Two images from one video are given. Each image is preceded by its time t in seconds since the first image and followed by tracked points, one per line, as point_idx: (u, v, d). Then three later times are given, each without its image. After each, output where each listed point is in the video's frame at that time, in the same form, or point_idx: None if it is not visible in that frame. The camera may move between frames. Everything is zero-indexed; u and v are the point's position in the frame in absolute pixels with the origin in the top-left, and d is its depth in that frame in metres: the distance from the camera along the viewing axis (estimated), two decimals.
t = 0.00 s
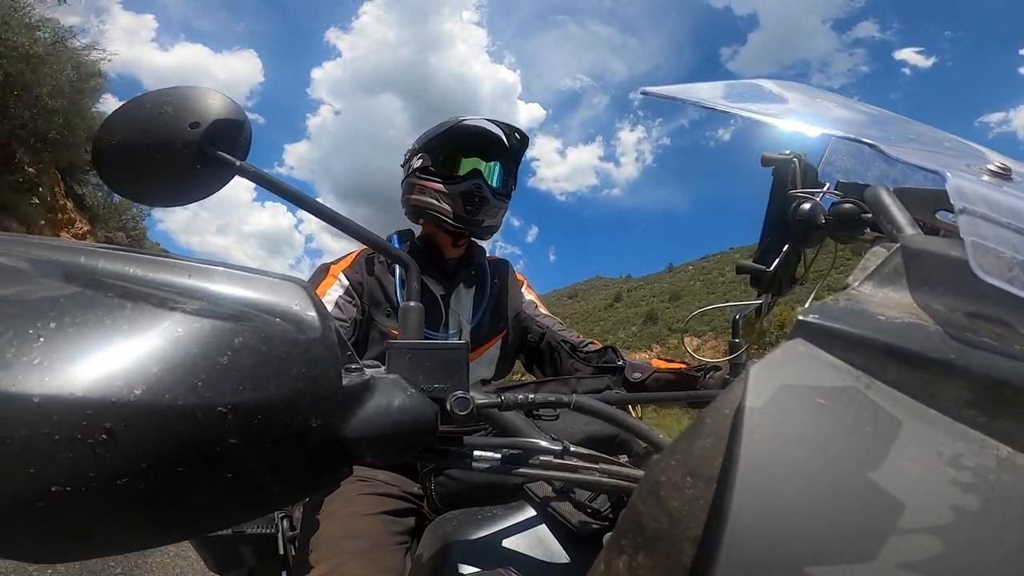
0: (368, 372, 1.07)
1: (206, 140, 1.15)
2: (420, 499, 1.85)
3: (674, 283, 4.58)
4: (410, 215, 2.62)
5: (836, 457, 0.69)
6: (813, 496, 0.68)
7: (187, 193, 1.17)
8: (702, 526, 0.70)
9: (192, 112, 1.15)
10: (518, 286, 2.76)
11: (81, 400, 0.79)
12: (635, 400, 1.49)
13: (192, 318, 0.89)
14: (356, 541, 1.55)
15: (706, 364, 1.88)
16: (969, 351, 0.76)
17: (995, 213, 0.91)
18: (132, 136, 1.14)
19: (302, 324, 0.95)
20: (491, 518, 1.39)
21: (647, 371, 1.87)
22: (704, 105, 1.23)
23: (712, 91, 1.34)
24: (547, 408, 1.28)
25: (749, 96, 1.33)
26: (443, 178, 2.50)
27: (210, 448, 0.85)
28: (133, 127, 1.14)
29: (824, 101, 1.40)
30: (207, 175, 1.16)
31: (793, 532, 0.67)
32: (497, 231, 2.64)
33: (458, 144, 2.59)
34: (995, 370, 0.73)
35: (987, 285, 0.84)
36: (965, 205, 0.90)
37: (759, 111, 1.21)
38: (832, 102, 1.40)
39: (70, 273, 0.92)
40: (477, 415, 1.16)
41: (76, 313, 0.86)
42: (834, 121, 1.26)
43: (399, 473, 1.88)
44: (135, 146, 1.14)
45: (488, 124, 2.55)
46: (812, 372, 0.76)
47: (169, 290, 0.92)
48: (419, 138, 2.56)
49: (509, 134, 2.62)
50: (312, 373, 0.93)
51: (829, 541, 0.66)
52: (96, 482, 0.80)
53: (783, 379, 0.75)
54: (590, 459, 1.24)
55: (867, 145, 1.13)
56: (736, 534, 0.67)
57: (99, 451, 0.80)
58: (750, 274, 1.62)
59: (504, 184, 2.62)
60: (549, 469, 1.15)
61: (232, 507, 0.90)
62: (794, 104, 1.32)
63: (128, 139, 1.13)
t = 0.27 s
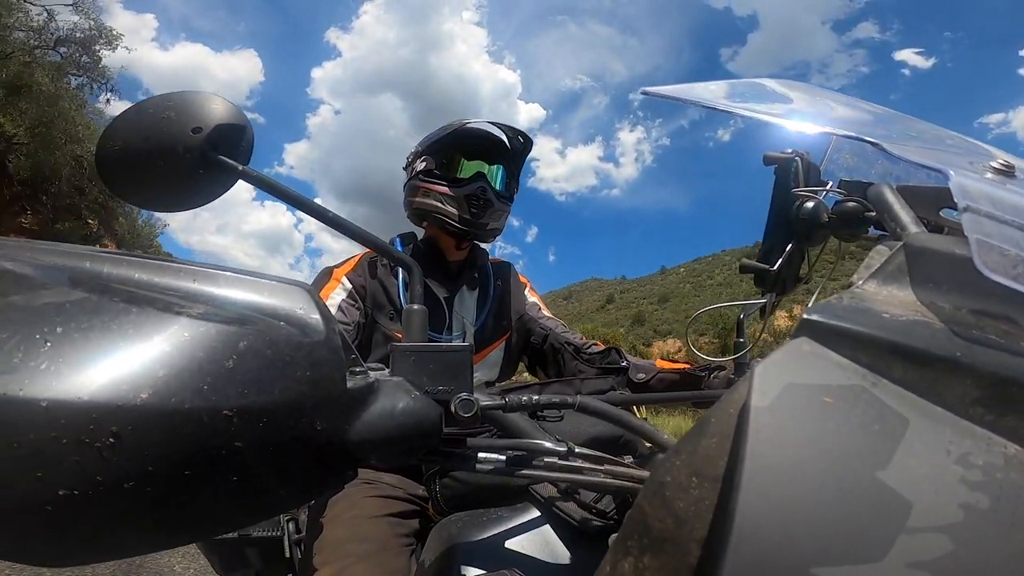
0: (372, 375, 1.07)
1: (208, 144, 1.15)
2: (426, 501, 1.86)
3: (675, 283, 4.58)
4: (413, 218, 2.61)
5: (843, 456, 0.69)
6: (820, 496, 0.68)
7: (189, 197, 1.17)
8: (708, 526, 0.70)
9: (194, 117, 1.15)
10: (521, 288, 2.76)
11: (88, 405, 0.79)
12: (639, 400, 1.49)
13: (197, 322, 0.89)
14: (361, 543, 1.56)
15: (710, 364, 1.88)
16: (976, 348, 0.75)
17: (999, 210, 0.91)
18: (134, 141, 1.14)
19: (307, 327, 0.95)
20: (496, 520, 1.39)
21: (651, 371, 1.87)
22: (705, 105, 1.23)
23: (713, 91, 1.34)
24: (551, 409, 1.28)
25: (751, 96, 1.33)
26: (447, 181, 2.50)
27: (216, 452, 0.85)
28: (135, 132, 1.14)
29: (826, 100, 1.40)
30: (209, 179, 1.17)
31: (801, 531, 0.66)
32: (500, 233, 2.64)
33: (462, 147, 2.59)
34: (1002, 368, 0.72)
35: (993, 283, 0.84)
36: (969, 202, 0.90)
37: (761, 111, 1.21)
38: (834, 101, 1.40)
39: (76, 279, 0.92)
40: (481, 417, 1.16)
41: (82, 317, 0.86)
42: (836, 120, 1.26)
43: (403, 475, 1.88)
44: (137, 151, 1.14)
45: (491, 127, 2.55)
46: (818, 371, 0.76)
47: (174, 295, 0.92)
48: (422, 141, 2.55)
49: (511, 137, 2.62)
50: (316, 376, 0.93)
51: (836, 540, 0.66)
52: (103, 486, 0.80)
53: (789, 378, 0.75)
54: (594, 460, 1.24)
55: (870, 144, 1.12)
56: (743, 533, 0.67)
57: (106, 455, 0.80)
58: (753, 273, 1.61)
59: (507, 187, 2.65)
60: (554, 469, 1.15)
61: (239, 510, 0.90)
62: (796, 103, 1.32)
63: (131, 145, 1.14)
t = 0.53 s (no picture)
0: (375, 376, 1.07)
1: (211, 147, 1.15)
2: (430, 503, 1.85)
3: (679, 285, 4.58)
4: (416, 220, 2.62)
5: (847, 457, 0.69)
6: (825, 496, 0.67)
7: (192, 200, 1.17)
8: (711, 528, 0.70)
9: (197, 120, 1.15)
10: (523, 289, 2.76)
11: (93, 407, 0.79)
12: (643, 401, 1.49)
13: (201, 324, 0.89)
14: (365, 545, 1.55)
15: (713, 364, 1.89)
16: (980, 347, 0.75)
17: (1004, 208, 0.90)
18: (138, 144, 1.14)
19: (310, 329, 0.95)
20: (499, 521, 1.38)
21: (655, 372, 1.87)
22: (707, 105, 1.23)
23: (716, 91, 1.34)
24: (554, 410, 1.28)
25: (754, 95, 1.33)
26: (450, 183, 2.51)
27: (221, 454, 0.85)
28: (138, 135, 1.14)
29: (828, 99, 1.40)
30: (212, 182, 1.17)
31: (805, 531, 0.66)
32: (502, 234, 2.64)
33: (466, 149, 2.59)
34: (1009, 367, 0.72)
35: (998, 281, 0.84)
36: (973, 200, 0.89)
37: (765, 111, 1.21)
38: (836, 100, 1.40)
39: (81, 282, 0.92)
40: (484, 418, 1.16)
41: (87, 320, 0.86)
42: (839, 120, 1.26)
43: (407, 477, 1.88)
44: (140, 153, 1.14)
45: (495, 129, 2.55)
46: (822, 371, 0.75)
47: (178, 297, 0.93)
48: (424, 143, 2.55)
49: (515, 138, 2.62)
50: (320, 378, 0.93)
51: (841, 540, 0.66)
52: (109, 488, 0.80)
53: (793, 378, 0.75)
54: (598, 461, 1.24)
55: (873, 143, 1.12)
56: (747, 534, 0.67)
57: (112, 457, 0.80)
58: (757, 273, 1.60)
59: (509, 189, 2.65)
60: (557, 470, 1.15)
61: (244, 511, 0.90)
62: (799, 103, 1.32)
63: (134, 147, 1.14)
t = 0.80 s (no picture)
0: (375, 378, 1.06)
1: (210, 149, 1.15)
2: (430, 503, 1.85)
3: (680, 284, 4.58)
4: (415, 221, 2.61)
5: (850, 456, 0.69)
6: (827, 495, 0.67)
7: (192, 202, 1.17)
8: (713, 528, 0.70)
9: (196, 122, 1.15)
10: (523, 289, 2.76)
11: (93, 410, 0.79)
12: (644, 401, 1.49)
13: (201, 326, 0.89)
14: (366, 547, 1.55)
15: (714, 363, 1.89)
16: (983, 346, 0.75)
17: (1004, 207, 0.90)
18: (136, 147, 1.14)
19: (310, 332, 0.95)
20: (501, 522, 1.39)
21: (656, 371, 1.87)
22: (706, 105, 1.23)
23: (715, 90, 1.34)
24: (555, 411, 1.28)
25: (753, 94, 1.33)
26: (450, 184, 2.51)
27: (221, 456, 0.85)
28: (137, 138, 1.14)
29: (828, 98, 1.40)
30: (211, 184, 1.17)
31: (808, 531, 0.66)
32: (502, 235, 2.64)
33: (466, 150, 2.59)
34: (1012, 366, 0.72)
35: (999, 279, 0.83)
36: (973, 199, 0.89)
37: (764, 110, 1.21)
38: (836, 99, 1.40)
39: (80, 285, 0.92)
40: (485, 420, 1.16)
41: (87, 322, 0.86)
42: (838, 120, 1.26)
43: (408, 478, 1.88)
44: (139, 156, 1.14)
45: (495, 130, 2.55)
46: (824, 371, 0.75)
47: (178, 300, 0.92)
48: (424, 144, 2.55)
49: (514, 140, 2.63)
50: (320, 380, 0.93)
51: (844, 540, 0.65)
52: (109, 490, 0.80)
53: (794, 377, 0.74)
54: (599, 462, 1.24)
55: (872, 142, 1.12)
56: (750, 533, 0.67)
57: (112, 460, 0.80)
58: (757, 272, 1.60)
59: (509, 190, 2.65)
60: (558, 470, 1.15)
61: (245, 513, 0.90)
62: (799, 102, 1.31)
63: (133, 150, 1.14)
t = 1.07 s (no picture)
0: (377, 378, 1.06)
1: (212, 149, 1.15)
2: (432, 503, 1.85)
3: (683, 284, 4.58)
4: (416, 221, 2.61)
5: (852, 456, 0.69)
6: (829, 495, 0.67)
7: (194, 202, 1.17)
8: (715, 528, 0.70)
9: (198, 122, 1.15)
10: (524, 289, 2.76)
11: (97, 409, 0.79)
12: (646, 401, 1.49)
13: (204, 326, 0.89)
14: (368, 546, 1.55)
15: (716, 363, 1.89)
16: (985, 346, 0.75)
17: (1007, 207, 0.90)
18: (139, 146, 1.14)
19: (313, 331, 0.95)
20: (502, 521, 1.38)
21: (657, 370, 1.87)
22: (708, 105, 1.23)
23: (716, 90, 1.34)
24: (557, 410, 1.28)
25: (755, 94, 1.33)
26: (450, 184, 2.51)
27: (224, 455, 0.85)
28: (140, 138, 1.14)
29: (830, 98, 1.40)
30: (213, 184, 1.17)
31: (810, 530, 0.66)
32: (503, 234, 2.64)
33: (466, 150, 2.60)
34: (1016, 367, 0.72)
35: (1002, 279, 0.83)
36: (976, 198, 0.89)
37: (766, 110, 1.21)
38: (837, 99, 1.40)
39: (84, 284, 0.92)
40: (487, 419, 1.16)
41: (90, 322, 0.86)
42: (840, 119, 1.26)
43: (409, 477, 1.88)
44: (142, 156, 1.14)
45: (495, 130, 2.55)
46: (826, 370, 0.75)
47: (181, 299, 0.92)
48: (424, 144, 2.56)
49: (514, 139, 2.63)
50: (322, 380, 0.93)
51: (846, 540, 0.65)
52: (113, 489, 0.80)
53: (796, 377, 0.74)
54: (600, 461, 1.24)
55: (874, 142, 1.12)
56: (752, 532, 0.67)
57: (115, 459, 0.80)
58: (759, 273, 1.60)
59: (510, 190, 2.65)
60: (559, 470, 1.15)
61: (247, 512, 0.90)
62: (801, 102, 1.31)
63: (136, 150, 1.14)
